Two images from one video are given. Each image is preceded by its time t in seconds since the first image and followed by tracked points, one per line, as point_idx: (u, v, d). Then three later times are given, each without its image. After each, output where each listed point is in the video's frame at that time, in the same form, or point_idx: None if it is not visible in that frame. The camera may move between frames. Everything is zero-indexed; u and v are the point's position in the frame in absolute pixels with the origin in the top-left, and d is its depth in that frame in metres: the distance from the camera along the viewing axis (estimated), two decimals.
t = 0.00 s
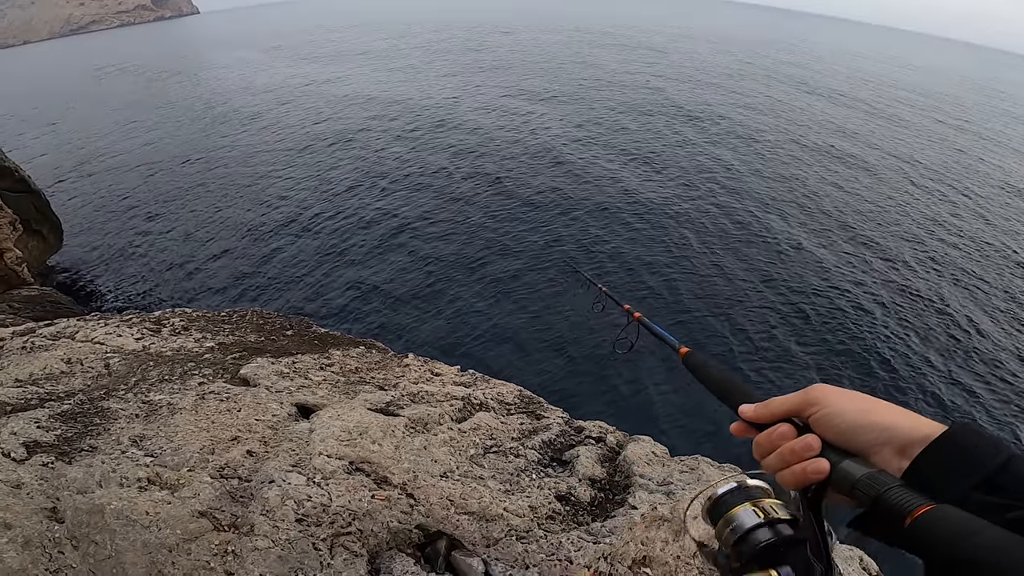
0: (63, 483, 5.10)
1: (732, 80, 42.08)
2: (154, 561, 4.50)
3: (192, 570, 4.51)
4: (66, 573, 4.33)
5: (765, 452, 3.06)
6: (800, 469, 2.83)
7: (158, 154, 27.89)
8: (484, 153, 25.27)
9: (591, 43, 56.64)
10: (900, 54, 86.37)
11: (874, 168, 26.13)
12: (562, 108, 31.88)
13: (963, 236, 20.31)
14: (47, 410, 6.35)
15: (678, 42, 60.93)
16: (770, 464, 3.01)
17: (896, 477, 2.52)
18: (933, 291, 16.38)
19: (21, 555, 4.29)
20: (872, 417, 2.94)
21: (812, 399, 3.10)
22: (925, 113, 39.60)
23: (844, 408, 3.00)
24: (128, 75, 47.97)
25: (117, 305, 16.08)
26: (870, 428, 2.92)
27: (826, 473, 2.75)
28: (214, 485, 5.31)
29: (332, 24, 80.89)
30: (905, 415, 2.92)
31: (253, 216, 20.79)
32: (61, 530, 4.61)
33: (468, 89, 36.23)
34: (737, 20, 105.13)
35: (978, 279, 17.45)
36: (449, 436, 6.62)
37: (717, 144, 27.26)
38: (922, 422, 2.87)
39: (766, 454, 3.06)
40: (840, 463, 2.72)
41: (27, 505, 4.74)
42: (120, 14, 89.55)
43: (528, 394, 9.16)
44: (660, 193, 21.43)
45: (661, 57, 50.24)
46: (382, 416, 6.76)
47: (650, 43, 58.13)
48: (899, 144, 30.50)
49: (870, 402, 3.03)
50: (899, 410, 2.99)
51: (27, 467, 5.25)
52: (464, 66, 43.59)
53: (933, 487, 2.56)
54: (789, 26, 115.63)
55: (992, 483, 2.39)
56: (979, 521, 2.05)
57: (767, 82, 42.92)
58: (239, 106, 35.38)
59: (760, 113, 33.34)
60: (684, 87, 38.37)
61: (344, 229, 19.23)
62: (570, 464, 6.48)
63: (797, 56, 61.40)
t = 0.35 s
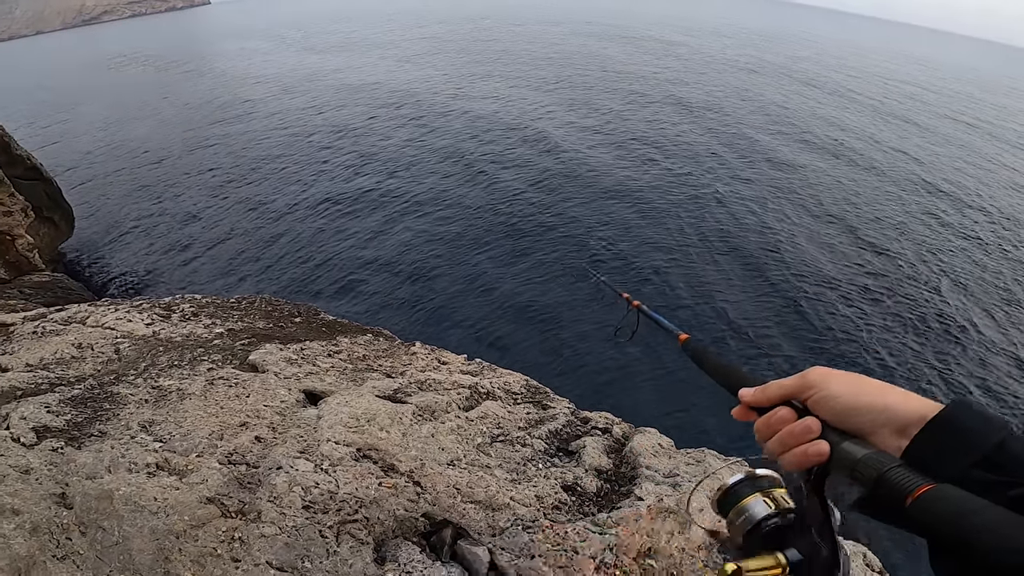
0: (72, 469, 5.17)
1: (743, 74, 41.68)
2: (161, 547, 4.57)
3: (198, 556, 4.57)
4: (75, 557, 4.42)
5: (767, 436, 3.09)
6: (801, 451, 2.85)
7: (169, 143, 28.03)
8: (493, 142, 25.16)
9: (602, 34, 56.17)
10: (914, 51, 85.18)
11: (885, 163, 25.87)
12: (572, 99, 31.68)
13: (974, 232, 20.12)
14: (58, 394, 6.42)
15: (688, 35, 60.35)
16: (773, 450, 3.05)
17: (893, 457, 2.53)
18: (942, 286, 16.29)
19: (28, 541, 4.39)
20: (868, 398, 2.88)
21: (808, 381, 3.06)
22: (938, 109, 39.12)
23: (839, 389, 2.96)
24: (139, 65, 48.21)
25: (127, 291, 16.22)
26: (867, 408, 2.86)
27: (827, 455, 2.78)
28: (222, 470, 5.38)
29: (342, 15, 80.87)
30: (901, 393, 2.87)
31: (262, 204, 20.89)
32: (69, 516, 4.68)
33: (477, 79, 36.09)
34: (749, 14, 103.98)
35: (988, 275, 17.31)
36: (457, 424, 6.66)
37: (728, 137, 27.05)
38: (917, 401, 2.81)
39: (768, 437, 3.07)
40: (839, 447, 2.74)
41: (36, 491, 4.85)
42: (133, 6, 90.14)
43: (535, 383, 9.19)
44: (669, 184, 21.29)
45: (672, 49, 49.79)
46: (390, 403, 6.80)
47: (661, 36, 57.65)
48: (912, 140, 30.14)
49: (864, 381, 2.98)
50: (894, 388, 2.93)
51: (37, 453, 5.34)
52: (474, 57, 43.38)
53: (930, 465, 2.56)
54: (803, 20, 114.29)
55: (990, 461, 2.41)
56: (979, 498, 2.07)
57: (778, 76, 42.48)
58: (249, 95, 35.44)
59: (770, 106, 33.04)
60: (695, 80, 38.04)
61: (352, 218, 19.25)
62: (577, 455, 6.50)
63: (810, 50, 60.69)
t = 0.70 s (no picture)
0: (78, 461, 5.22)
1: (751, 70, 41.39)
2: (166, 539, 4.61)
3: (203, 548, 4.62)
4: (81, 549, 4.47)
5: (751, 457, 2.98)
6: (784, 472, 2.78)
7: (175, 136, 28.12)
8: (499, 137, 25.14)
9: (609, 30, 55.85)
10: (925, 49, 84.45)
11: (893, 161, 25.68)
12: (578, 94, 31.59)
13: (982, 231, 19.99)
14: (65, 386, 6.48)
15: (696, 31, 59.91)
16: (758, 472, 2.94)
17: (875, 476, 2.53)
18: (948, 285, 16.20)
19: (35, 532, 4.45)
20: (854, 419, 2.85)
21: (792, 402, 3.01)
22: (948, 108, 38.80)
23: (823, 409, 2.92)
24: (147, 60, 48.36)
25: (134, 283, 16.31)
26: (850, 428, 2.82)
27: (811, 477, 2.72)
28: (227, 463, 5.43)
29: (350, 10, 80.86)
30: (888, 415, 2.85)
31: (269, 198, 20.98)
32: (76, 507, 4.73)
33: (484, 74, 36.03)
34: (759, 10, 103.30)
35: (995, 273, 17.20)
36: (460, 418, 6.68)
37: (735, 133, 26.94)
38: (901, 421, 2.81)
39: (750, 458, 2.99)
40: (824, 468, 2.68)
41: (43, 482, 4.90)
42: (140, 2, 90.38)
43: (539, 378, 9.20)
44: (676, 180, 21.22)
45: (679, 46, 49.53)
46: (394, 396, 6.82)
47: (669, 31, 57.28)
48: (921, 138, 29.89)
49: (850, 403, 2.94)
50: (875, 408, 2.93)
51: (44, 444, 5.40)
52: (480, 52, 43.28)
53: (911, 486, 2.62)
54: (812, 17, 113.51)
55: (965, 481, 2.48)
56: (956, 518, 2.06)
57: (787, 72, 42.17)
58: (255, 90, 35.52)
59: (778, 103, 32.83)
60: (702, 76, 37.81)
61: (357, 212, 19.30)
62: (579, 450, 6.51)
63: (819, 47, 60.24)
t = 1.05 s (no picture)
0: (81, 457, 5.25)
1: (753, 68, 41.30)
2: (167, 535, 4.63)
3: (204, 544, 4.64)
4: (82, 545, 4.50)
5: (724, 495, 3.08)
6: (754, 508, 2.89)
7: (176, 134, 28.12)
8: (501, 134, 25.11)
9: (610, 27, 55.71)
10: (928, 47, 84.18)
11: (894, 159, 25.66)
12: (579, 92, 31.52)
13: (982, 229, 19.94)
14: (66, 383, 6.49)
15: (698, 28, 59.75)
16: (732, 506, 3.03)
17: (836, 513, 2.51)
18: (947, 283, 16.20)
19: (37, 528, 4.47)
20: (816, 454, 2.95)
21: (757, 442, 3.13)
22: (951, 106, 38.64)
23: (787, 445, 3.04)
24: (147, 57, 48.34)
25: (135, 281, 16.33)
26: (814, 464, 2.92)
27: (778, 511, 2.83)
28: (229, 459, 5.45)
29: (351, 8, 80.73)
30: (849, 448, 2.93)
31: (269, 195, 20.97)
32: (78, 504, 4.77)
33: (485, 71, 35.98)
34: (760, 8, 102.90)
35: (994, 271, 17.16)
36: (461, 414, 6.70)
37: (737, 130, 26.90)
38: (863, 453, 2.89)
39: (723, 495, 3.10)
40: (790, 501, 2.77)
41: (45, 479, 4.93)
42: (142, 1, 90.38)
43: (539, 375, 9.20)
44: (677, 178, 21.19)
45: (681, 43, 49.41)
46: (394, 393, 6.83)
47: (670, 29, 57.18)
48: (922, 137, 29.83)
49: (814, 437, 3.06)
50: (837, 441, 3.03)
51: (46, 441, 5.42)
52: (482, 50, 43.20)
53: (869, 518, 2.60)
54: (814, 16, 113.06)
55: (920, 513, 2.46)
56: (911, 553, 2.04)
57: (788, 71, 42.07)
58: (256, 87, 35.48)
59: (780, 102, 32.74)
60: (704, 74, 37.74)
61: (357, 210, 19.29)
62: (579, 447, 6.52)
63: (821, 45, 60.10)
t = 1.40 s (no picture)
0: (88, 452, 5.27)
1: (755, 68, 41.17)
2: (176, 531, 4.65)
3: (211, 539, 4.66)
4: (90, 541, 4.54)
5: (795, 388, 2.99)
6: (825, 403, 2.80)
7: (179, 132, 28.15)
8: (503, 133, 25.10)
9: (612, 27, 55.63)
10: (931, 49, 83.93)
11: (897, 160, 25.62)
12: (582, 91, 31.51)
13: (986, 230, 19.89)
14: (73, 380, 6.51)
15: (700, 29, 59.64)
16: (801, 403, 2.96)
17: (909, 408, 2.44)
18: (950, 284, 16.16)
19: (45, 525, 4.52)
20: (895, 349, 2.79)
21: (832, 335, 2.97)
22: (954, 108, 38.52)
23: (865, 340, 2.87)
24: (149, 57, 48.32)
25: (137, 278, 16.35)
26: (889, 361, 2.76)
27: (851, 407, 2.72)
28: (236, 455, 5.47)
29: (353, 7, 80.67)
30: (926, 348, 2.75)
31: (272, 194, 20.99)
32: (87, 500, 4.81)
33: (487, 71, 35.96)
34: (763, 10, 102.72)
35: (997, 272, 17.13)
36: (465, 412, 6.72)
37: (740, 130, 26.87)
38: (941, 352, 2.71)
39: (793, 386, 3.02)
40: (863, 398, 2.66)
41: (54, 474, 4.97)
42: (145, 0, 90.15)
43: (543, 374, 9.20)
44: (680, 177, 21.17)
45: (683, 44, 49.34)
46: (399, 390, 6.85)
47: (672, 29, 57.07)
48: (926, 138, 29.72)
49: (893, 334, 2.88)
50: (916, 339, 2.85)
51: (54, 437, 5.45)
52: (485, 49, 43.13)
53: (939, 419, 2.42)
54: (817, 16, 112.81)
55: (992, 413, 2.28)
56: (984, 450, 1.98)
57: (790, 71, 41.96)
58: (259, 87, 35.51)
59: (783, 102, 32.67)
60: (707, 74, 37.69)
61: (360, 208, 19.29)
62: (583, 445, 6.53)
63: (825, 46, 59.96)
